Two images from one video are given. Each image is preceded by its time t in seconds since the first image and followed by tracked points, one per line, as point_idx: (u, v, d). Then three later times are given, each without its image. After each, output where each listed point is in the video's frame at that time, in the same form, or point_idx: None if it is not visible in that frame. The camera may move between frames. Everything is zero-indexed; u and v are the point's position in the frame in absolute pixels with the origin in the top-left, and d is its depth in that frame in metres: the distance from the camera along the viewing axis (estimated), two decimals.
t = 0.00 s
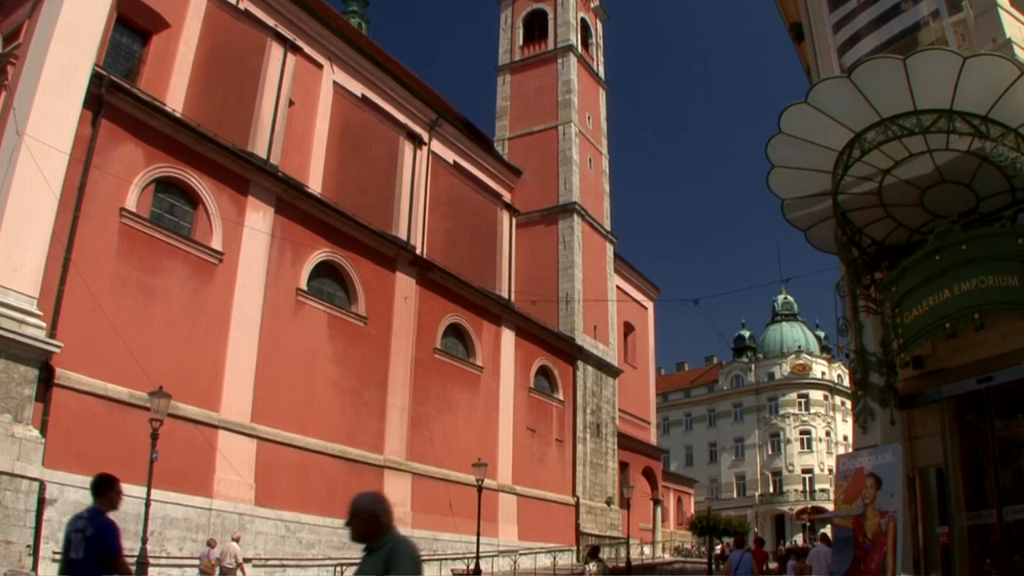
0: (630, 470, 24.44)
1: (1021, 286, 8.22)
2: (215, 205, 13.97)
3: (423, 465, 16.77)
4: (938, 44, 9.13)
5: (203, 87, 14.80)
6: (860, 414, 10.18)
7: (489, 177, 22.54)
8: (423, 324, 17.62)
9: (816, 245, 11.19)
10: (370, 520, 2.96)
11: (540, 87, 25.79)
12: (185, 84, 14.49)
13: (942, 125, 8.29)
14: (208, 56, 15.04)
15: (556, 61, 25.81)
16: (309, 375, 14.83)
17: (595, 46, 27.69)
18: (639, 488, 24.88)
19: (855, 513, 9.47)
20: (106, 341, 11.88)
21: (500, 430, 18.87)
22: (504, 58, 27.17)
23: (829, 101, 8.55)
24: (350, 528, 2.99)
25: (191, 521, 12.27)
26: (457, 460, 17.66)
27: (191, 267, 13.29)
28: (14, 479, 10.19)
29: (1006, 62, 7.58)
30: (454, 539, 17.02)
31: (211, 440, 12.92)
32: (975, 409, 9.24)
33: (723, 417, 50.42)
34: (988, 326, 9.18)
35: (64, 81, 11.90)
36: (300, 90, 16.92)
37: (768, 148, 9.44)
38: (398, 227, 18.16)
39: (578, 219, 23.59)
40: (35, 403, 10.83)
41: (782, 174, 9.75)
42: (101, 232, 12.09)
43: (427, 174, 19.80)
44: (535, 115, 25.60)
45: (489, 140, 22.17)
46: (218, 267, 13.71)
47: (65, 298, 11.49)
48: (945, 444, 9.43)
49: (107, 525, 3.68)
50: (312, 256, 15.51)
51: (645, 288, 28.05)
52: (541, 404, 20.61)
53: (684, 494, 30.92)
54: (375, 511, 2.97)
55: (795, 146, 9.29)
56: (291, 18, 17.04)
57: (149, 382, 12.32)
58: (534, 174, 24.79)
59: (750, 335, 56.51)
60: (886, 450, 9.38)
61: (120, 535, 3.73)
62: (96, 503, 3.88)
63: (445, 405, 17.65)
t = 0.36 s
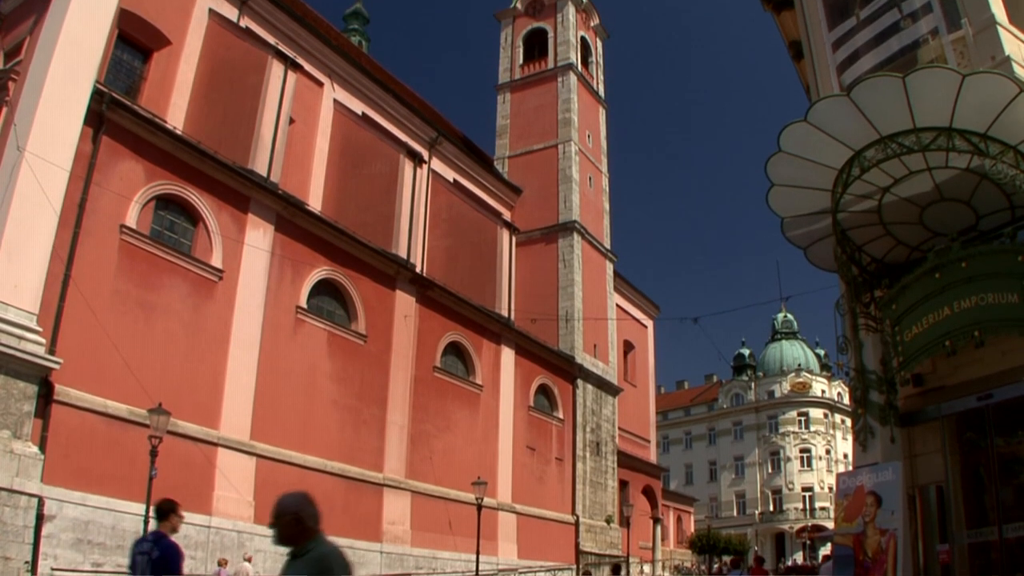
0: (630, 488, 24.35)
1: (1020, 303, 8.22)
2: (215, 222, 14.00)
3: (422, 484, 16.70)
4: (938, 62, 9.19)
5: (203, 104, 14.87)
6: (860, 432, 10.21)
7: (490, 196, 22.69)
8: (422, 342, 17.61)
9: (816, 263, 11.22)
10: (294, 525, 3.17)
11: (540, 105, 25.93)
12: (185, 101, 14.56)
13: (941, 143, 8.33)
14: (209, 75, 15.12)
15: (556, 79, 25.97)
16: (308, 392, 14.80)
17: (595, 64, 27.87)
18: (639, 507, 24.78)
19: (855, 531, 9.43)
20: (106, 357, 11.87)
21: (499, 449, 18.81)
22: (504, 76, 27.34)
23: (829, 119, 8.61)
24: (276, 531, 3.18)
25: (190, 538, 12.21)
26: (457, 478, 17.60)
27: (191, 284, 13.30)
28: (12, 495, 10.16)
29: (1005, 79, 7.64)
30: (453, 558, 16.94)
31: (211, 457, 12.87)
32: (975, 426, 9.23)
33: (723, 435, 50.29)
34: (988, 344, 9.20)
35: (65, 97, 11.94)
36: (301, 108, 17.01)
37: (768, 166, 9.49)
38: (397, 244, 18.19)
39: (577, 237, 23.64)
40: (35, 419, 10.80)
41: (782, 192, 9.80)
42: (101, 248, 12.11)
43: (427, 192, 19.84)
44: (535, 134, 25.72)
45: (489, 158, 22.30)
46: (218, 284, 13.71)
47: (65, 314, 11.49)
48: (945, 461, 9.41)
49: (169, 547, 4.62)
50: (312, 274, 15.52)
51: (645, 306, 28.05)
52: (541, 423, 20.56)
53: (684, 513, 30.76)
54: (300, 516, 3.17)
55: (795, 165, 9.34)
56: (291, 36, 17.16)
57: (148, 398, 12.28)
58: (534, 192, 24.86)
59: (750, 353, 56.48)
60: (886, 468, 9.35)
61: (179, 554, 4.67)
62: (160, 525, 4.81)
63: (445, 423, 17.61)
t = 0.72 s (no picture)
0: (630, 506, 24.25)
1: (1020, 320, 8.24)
2: (215, 239, 14.01)
3: (422, 502, 16.64)
4: (937, 79, 9.19)
5: (204, 122, 14.95)
6: (860, 450, 10.20)
7: (490, 215, 22.79)
8: (422, 361, 17.59)
9: (816, 282, 11.23)
10: (222, 529, 3.22)
11: (540, 123, 26.07)
12: (185, 119, 14.65)
13: (940, 160, 8.36)
14: (209, 93, 15.21)
15: (556, 97, 26.13)
16: (308, 410, 14.77)
17: (595, 83, 28.03)
18: (639, 525, 24.68)
19: (855, 549, 9.39)
20: (105, 373, 11.85)
21: (499, 467, 18.75)
22: (505, 94, 27.51)
23: (829, 136, 8.65)
24: (200, 536, 3.24)
25: (188, 555, 12.18)
26: (457, 496, 17.53)
27: (191, 300, 13.30)
28: (10, 511, 10.11)
29: (1004, 96, 7.68)
30: None
31: (210, 474, 12.83)
32: (976, 443, 9.21)
33: (723, 453, 50.16)
34: (988, 361, 9.20)
35: (66, 113, 11.98)
36: (301, 126, 17.09)
37: (768, 184, 9.54)
38: (397, 262, 18.22)
39: (577, 255, 23.67)
40: (33, 435, 10.77)
41: (782, 211, 9.84)
42: (101, 265, 12.12)
43: (427, 210, 19.90)
44: (535, 152, 25.83)
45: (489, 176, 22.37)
46: (217, 301, 13.72)
47: (65, 330, 11.49)
48: (945, 478, 9.37)
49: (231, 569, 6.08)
50: (312, 292, 15.52)
51: (645, 324, 28.04)
52: (541, 441, 20.51)
53: (685, 531, 30.60)
54: (228, 521, 3.23)
55: (795, 183, 9.38)
56: (292, 54, 17.31)
57: (147, 415, 12.25)
58: (534, 210, 24.93)
59: (750, 372, 56.48)
60: (886, 486, 9.34)
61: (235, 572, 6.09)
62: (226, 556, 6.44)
63: (445, 441, 17.56)
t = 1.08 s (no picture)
0: (629, 525, 24.15)
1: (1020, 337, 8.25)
2: (215, 256, 14.03)
3: (422, 520, 16.56)
4: (936, 96, 9.13)
5: (204, 139, 15.01)
6: (860, 468, 10.17)
7: (490, 233, 22.86)
8: (422, 378, 17.56)
9: (817, 300, 11.24)
10: (136, 538, 3.26)
11: (540, 141, 26.19)
12: (186, 136, 14.73)
13: (940, 178, 8.39)
14: (210, 110, 15.29)
15: (556, 116, 26.29)
16: (307, 427, 14.73)
17: (595, 101, 28.19)
18: (638, 544, 24.54)
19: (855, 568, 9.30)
20: (105, 388, 11.83)
21: (499, 485, 18.69)
22: (505, 113, 27.68)
23: (828, 155, 8.71)
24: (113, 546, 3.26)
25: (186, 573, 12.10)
26: (456, 514, 17.45)
27: (191, 317, 13.31)
28: (9, 527, 10.06)
29: (1002, 113, 7.73)
30: None
31: (209, 491, 12.78)
32: (977, 460, 9.19)
33: (723, 471, 50.00)
34: (989, 378, 9.19)
35: (68, 129, 12.03)
36: (302, 144, 17.17)
37: (768, 203, 9.59)
38: (398, 280, 18.24)
39: (577, 274, 23.71)
40: (32, 451, 10.74)
41: (782, 229, 9.88)
42: (101, 281, 12.14)
43: (427, 228, 19.95)
44: (535, 170, 25.93)
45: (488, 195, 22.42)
46: (217, 318, 13.72)
47: (65, 345, 11.48)
48: (946, 496, 9.34)
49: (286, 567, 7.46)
50: (312, 309, 15.53)
51: (645, 342, 28.03)
52: (541, 460, 20.44)
53: (684, 549, 30.42)
54: (142, 531, 3.29)
55: (795, 202, 9.43)
56: (294, 72, 17.47)
57: (146, 432, 12.21)
58: (533, 228, 25.00)
59: (750, 391, 56.48)
60: (887, 504, 9.33)
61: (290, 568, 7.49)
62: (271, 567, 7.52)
63: (444, 459, 17.50)
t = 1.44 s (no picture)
0: (629, 546, 24.03)
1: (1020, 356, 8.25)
2: (215, 276, 14.05)
3: (421, 541, 16.47)
4: (935, 116, 8.73)
5: (205, 158, 15.06)
6: (861, 488, 10.12)
7: (489, 253, 22.89)
8: (422, 399, 17.53)
9: (817, 321, 11.23)
10: (36, 530, 2.97)
11: (540, 162, 26.31)
12: (187, 155, 14.79)
13: (939, 198, 8.44)
14: (211, 130, 15.36)
15: (556, 136, 26.43)
16: (306, 446, 14.68)
17: (595, 122, 28.36)
18: (639, 565, 24.40)
19: None
20: (104, 406, 11.81)
21: (499, 506, 18.61)
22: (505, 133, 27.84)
23: (827, 176, 8.75)
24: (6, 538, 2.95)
25: None
26: (456, 535, 17.37)
27: (190, 336, 13.30)
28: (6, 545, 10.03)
29: (1001, 133, 7.77)
30: None
31: (207, 510, 12.72)
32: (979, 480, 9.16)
33: (723, 491, 49.83)
34: (988, 397, 9.18)
35: (68, 148, 12.08)
36: (302, 164, 17.25)
37: (767, 223, 9.62)
38: (397, 299, 18.28)
39: (577, 294, 23.74)
40: (31, 469, 10.71)
41: (782, 249, 9.90)
42: (101, 299, 12.15)
43: (428, 247, 20.02)
44: (535, 191, 26.03)
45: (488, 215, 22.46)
46: (217, 337, 13.72)
47: (64, 363, 11.48)
48: (947, 516, 9.29)
49: None
50: (312, 329, 15.53)
51: (645, 363, 27.99)
52: (541, 480, 20.36)
53: (685, 569, 30.25)
54: (43, 520, 2.99)
55: (795, 223, 9.46)
56: (295, 92, 17.57)
57: (145, 450, 12.17)
58: (533, 249, 25.04)
59: (750, 411, 56.37)
60: (888, 524, 9.29)
61: None
62: None
63: (444, 479, 17.44)
